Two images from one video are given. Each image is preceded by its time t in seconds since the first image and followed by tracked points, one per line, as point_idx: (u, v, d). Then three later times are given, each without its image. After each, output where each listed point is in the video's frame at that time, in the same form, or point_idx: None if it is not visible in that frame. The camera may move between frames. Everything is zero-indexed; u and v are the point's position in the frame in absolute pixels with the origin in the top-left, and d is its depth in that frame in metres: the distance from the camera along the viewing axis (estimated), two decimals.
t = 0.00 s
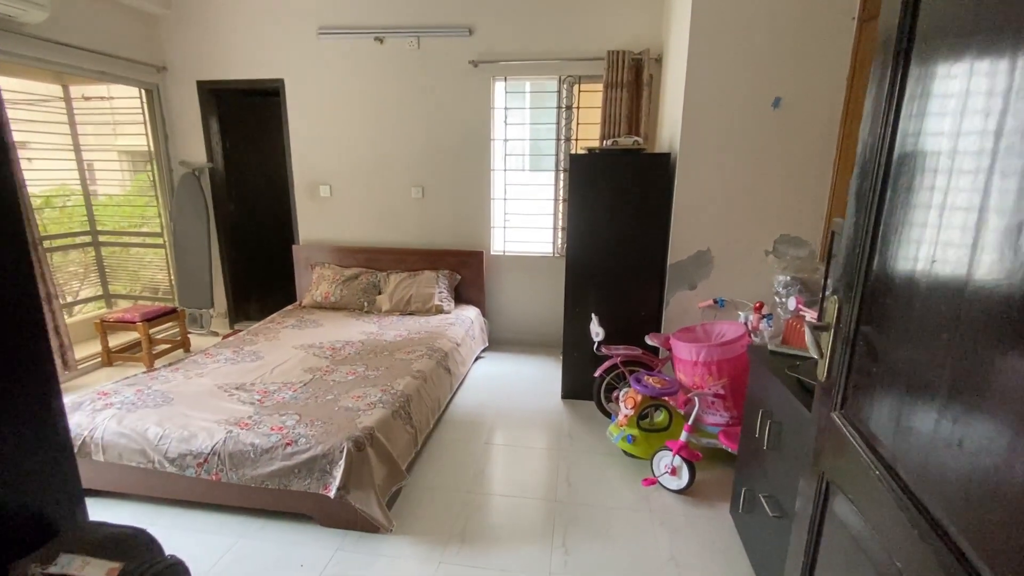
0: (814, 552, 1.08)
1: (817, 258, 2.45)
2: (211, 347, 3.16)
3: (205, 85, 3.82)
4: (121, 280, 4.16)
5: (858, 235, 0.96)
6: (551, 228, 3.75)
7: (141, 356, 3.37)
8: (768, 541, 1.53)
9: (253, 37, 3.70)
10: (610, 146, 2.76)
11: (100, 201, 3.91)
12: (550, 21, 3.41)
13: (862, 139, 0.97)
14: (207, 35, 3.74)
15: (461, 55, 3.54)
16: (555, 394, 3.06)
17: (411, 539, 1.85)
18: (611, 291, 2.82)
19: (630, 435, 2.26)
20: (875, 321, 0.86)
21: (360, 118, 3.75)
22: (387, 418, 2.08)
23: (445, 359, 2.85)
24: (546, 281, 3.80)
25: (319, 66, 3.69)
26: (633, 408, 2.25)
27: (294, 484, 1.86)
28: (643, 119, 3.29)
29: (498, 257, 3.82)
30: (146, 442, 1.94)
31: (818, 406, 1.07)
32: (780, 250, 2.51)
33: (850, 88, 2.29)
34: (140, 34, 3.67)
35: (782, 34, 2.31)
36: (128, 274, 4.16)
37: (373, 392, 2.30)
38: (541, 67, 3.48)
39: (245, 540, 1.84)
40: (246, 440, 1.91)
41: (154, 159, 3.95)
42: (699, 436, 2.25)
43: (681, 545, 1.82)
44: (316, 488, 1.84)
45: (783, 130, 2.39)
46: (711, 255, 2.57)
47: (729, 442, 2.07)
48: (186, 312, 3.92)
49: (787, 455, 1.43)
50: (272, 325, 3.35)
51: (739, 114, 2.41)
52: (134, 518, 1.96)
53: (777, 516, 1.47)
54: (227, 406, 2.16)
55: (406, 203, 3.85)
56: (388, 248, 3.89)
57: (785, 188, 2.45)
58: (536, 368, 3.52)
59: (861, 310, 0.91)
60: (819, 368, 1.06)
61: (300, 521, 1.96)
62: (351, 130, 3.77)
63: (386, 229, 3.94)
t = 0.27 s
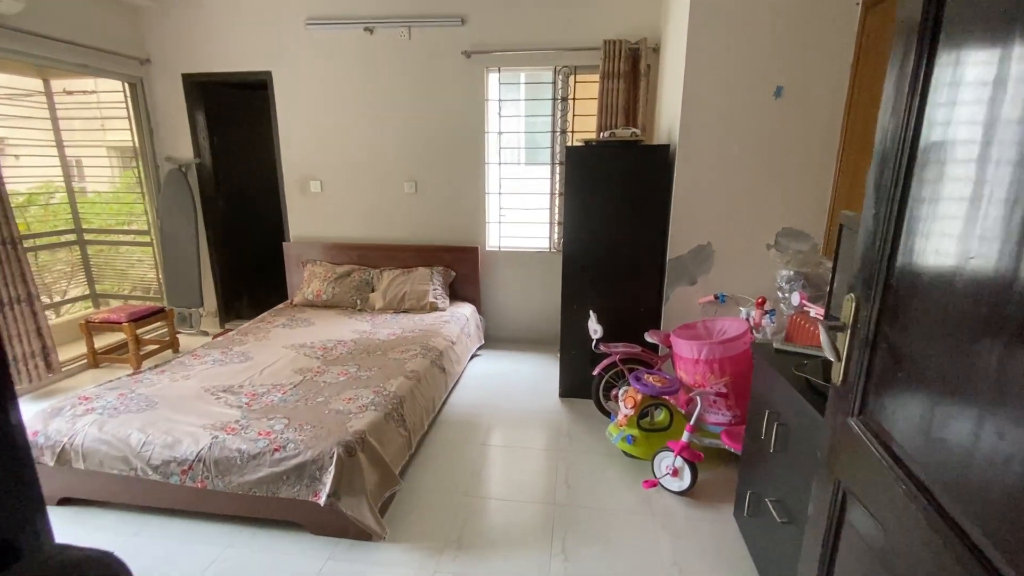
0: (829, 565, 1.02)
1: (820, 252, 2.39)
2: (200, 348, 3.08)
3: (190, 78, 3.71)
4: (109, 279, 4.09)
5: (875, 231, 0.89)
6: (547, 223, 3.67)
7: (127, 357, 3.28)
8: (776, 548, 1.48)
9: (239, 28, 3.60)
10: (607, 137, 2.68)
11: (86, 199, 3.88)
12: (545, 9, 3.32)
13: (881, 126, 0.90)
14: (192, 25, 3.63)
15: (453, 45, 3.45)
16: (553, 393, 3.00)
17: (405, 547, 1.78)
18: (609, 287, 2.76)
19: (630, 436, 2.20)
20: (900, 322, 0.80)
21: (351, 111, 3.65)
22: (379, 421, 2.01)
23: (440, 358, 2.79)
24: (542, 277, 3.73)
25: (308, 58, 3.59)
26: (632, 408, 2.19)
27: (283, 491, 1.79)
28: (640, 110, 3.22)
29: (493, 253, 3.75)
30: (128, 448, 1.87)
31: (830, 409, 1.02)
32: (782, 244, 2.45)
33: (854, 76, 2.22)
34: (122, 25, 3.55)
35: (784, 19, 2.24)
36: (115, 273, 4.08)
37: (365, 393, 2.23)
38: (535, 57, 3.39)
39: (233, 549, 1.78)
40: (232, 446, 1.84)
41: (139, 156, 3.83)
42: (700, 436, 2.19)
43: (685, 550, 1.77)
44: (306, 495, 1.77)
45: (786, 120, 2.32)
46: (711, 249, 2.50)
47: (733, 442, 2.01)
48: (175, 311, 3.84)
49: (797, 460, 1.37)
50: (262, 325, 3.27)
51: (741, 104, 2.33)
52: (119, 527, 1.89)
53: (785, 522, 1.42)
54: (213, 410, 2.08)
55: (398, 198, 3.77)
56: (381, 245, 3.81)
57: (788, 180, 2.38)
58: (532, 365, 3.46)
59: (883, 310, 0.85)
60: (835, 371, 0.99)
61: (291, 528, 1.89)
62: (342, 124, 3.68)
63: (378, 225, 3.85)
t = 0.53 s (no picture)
0: None
1: (819, 250, 2.33)
2: (179, 355, 2.95)
3: (166, 73, 3.57)
4: (84, 283, 3.89)
5: (911, 233, 0.80)
6: (539, 221, 3.59)
7: (103, 365, 3.14)
8: (786, 563, 1.42)
9: (217, 22, 3.45)
10: (601, 133, 2.60)
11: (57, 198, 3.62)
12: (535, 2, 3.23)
13: (909, 117, 0.83)
14: (167, 18, 3.48)
15: (441, 39, 3.34)
16: (547, 396, 2.92)
17: (396, 567, 1.69)
18: (603, 287, 2.68)
19: (629, 443, 2.13)
20: (940, 334, 0.72)
21: (336, 108, 3.53)
22: (367, 433, 1.91)
23: (431, 363, 2.69)
24: (534, 277, 3.65)
25: (290, 52, 3.46)
26: (632, 413, 2.13)
27: (266, 509, 1.69)
28: (633, 105, 3.14)
29: (484, 253, 3.66)
30: (98, 467, 1.75)
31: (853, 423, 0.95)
32: (780, 242, 2.38)
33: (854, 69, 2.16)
34: (94, 17, 3.39)
35: (783, 10, 2.16)
36: (92, 277, 3.90)
37: (352, 402, 2.13)
38: (526, 51, 3.29)
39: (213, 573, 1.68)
40: (210, 462, 1.73)
41: (114, 155, 3.69)
42: (702, 442, 2.10)
43: (688, 563, 1.70)
44: (290, 514, 1.67)
45: (785, 115, 2.25)
46: (709, 248, 2.43)
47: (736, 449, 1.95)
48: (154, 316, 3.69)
49: (809, 472, 1.30)
50: (244, 330, 3.14)
51: (739, 97, 2.26)
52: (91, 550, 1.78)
53: (796, 537, 1.35)
54: (191, 423, 1.97)
55: (386, 197, 3.66)
56: (368, 245, 3.70)
57: (787, 176, 2.31)
58: (525, 368, 3.37)
59: (918, 319, 0.77)
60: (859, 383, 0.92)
61: (275, 548, 1.79)
62: (327, 121, 3.56)
63: (366, 225, 3.74)
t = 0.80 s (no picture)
0: None
1: (819, 251, 2.29)
2: (159, 365, 2.84)
3: (145, 72, 3.44)
4: (62, 290, 3.73)
5: (947, 244, 0.74)
6: (532, 223, 3.52)
7: (80, 376, 3.01)
8: None
9: (198, 19, 3.34)
10: (596, 133, 2.54)
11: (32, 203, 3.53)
12: None
13: (940, 112, 0.77)
14: (145, 15, 3.36)
15: (430, 37, 3.26)
16: (542, 403, 2.86)
17: None
18: (599, 291, 2.62)
19: (629, 452, 2.08)
20: (984, 349, 0.67)
21: (322, 107, 3.44)
22: (356, 447, 1.83)
23: (423, 370, 2.61)
24: (527, 280, 3.58)
25: (274, 50, 3.36)
26: (631, 421, 2.07)
27: (251, 531, 1.60)
28: (627, 105, 3.09)
29: (476, 256, 3.58)
30: (71, 488, 1.64)
31: (879, 440, 0.90)
32: (779, 244, 2.34)
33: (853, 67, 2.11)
34: (67, 14, 3.27)
35: (781, 7, 2.12)
36: (70, 283, 3.74)
37: (341, 414, 2.04)
38: (517, 50, 3.23)
39: None
40: (191, 482, 1.63)
41: (91, 156, 3.53)
42: (705, 450, 2.06)
43: None
44: (276, 535, 1.58)
45: (784, 113, 2.20)
46: (707, 250, 2.38)
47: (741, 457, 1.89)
48: (134, 324, 3.57)
49: (823, 487, 1.24)
50: (228, 338, 3.04)
51: (736, 96, 2.21)
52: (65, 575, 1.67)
53: (810, 554, 1.29)
54: (171, 439, 1.87)
55: (375, 199, 3.57)
56: (357, 249, 3.60)
57: (785, 177, 2.27)
58: (519, 373, 3.30)
59: (956, 332, 0.71)
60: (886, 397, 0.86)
61: (260, 570, 1.70)
62: (313, 121, 3.46)
63: (354, 228, 3.65)
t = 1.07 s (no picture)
0: None
1: (822, 253, 2.24)
2: (149, 371, 2.77)
3: (135, 72, 3.37)
4: (52, 293, 3.63)
5: (977, 260, 0.68)
6: (530, 225, 3.47)
7: (68, 382, 2.94)
8: None
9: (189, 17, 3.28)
10: (595, 133, 2.49)
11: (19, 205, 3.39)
12: None
13: (969, 106, 0.71)
14: (135, 13, 3.29)
15: (426, 36, 3.21)
16: (541, 409, 2.80)
17: None
18: (598, 294, 2.57)
19: (630, 460, 2.02)
20: None
21: (316, 108, 3.38)
22: (350, 457, 1.77)
23: (419, 376, 2.55)
24: (525, 282, 3.53)
25: (267, 49, 3.30)
26: (633, 428, 2.02)
27: (239, 546, 1.54)
28: (626, 105, 3.05)
29: (473, 258, 3.53)
30: (52, 502, 1.58)
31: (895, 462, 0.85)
32: (782, 246, 2.29)
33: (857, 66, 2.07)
34: (56, 12, 3.20)
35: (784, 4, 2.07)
36: (59, 288, 3.64)
37: (334, 423, 1.98)
38: (514, 49, 3.18)
39: None
40: (177, 495, 1.57)
41: (80, 158, 3.48)
42: (708, 459, 2.00)
43: None
44: (266, 551, 1.52)
45: (787, 113, 2.16)
46: (708, 253, 2.33)
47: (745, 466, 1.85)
48: (124, 328, 3.49)
49: (836, 502, 1.20)
50: (220, 343, 2.97)
51: (739, 95, 2.16)
52: None
53: (821, 570, 1.25)
54: (158, 450, 1.80)
55: (370, 201, 3.51)
56: (352, 251, 3.55)
57: (788, 178, 2.22)
58: (517, 378, 3.25)
59: (989, 343, 0.66)
60: (905, 414, 0.80)
61: None
62: (307, 122, 3.40)
63: (349, 230, 3.59)
